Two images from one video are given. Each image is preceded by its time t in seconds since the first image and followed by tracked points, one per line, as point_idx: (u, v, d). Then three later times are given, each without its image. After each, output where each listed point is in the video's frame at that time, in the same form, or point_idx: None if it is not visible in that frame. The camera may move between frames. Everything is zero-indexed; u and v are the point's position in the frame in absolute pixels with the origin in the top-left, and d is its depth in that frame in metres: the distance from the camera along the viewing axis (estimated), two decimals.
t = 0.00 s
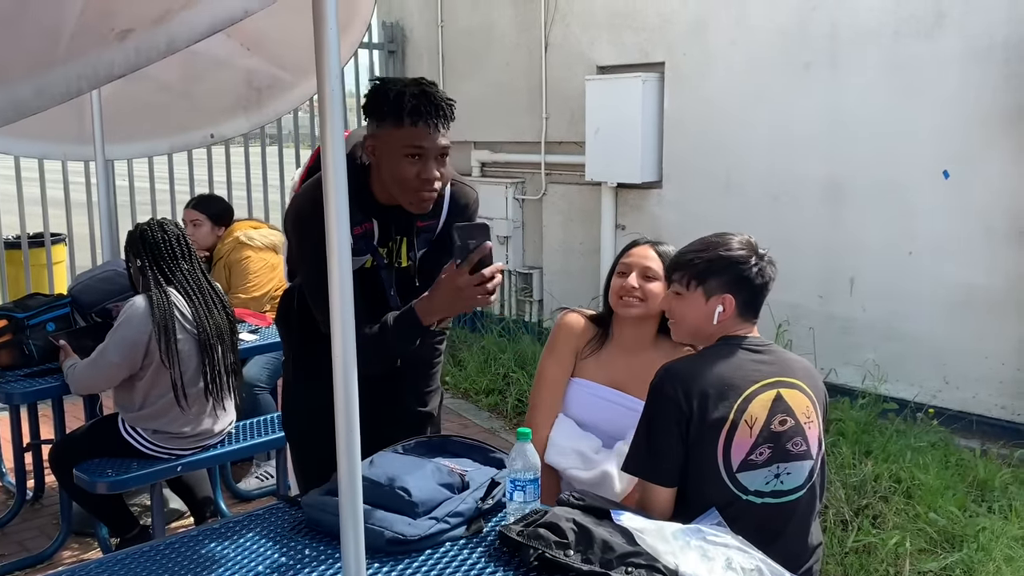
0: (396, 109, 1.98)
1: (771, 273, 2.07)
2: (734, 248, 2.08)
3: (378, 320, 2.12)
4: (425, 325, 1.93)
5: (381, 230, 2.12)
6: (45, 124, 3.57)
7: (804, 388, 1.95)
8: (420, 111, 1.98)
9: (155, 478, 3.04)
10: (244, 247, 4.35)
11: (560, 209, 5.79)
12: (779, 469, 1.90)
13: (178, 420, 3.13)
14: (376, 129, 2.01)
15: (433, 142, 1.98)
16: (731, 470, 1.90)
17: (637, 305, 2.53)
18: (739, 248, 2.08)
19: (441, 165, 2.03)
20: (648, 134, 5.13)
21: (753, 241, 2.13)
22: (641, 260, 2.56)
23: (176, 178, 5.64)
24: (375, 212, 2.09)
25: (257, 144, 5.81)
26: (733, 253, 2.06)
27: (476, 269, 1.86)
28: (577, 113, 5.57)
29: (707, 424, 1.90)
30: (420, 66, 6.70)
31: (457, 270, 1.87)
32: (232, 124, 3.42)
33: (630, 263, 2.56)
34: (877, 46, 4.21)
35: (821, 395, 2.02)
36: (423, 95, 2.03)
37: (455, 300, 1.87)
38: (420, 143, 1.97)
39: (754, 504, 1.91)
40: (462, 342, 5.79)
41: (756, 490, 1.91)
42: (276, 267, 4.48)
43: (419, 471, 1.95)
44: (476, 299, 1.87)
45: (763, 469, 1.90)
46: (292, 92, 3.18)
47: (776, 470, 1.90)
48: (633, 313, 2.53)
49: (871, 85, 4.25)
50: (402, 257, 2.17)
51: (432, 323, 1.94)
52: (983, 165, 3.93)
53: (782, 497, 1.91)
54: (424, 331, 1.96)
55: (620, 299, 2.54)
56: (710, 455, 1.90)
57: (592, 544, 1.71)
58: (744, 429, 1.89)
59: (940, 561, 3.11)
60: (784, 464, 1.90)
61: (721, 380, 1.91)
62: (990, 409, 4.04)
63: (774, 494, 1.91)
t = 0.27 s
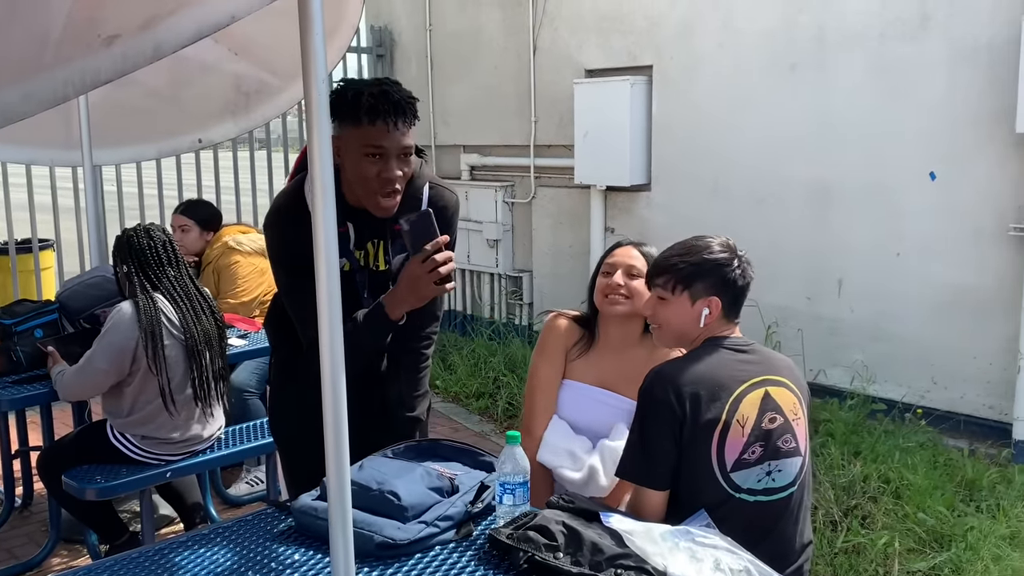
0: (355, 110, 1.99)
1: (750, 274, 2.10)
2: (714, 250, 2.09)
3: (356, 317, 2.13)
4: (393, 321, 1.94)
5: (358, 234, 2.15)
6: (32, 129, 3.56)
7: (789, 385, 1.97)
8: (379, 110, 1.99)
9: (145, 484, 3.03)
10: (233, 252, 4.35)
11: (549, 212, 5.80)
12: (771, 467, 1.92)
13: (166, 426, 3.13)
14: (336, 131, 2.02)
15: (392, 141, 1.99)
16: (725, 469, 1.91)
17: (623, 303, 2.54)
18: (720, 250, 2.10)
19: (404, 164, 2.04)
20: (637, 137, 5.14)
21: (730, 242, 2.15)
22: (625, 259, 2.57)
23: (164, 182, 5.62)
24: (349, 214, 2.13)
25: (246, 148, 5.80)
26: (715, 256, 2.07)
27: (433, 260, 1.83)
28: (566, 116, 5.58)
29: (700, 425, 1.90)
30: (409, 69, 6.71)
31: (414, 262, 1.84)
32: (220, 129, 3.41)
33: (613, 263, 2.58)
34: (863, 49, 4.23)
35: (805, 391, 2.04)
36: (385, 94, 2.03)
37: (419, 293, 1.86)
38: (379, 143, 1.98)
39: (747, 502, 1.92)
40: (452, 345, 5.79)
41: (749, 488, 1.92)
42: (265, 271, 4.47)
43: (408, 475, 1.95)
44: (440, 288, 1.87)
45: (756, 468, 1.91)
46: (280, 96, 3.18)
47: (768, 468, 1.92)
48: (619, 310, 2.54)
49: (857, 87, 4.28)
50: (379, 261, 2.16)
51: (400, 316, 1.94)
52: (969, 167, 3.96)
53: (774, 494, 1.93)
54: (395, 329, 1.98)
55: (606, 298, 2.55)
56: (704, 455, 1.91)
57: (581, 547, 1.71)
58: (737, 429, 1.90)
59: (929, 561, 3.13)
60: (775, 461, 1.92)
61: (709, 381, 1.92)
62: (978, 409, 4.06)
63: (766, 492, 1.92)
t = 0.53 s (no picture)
0: (325, 111, 1.98)
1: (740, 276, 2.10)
2: (702, 250, 2.10)
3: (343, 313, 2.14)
4: (376, 321, 1.96)
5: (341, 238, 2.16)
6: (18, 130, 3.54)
7: (770, 383, 1.99)
8: (350, 111, 1.98)
9: (133, 485, 3.03)
10: (221, 253, 4.34)
11: (539, 212, 5.81)
12: (752, 464, 1.93)
13: (155, 427, 3.12)
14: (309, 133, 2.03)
15: (361, 143, 1.98)
16: (706, 466, 1.92)
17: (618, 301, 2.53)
18: (708, 251, 2.10)
19: (377, 165, 2.04)
20: (626, 137, 5.16)
21: (720, 243, 2.15)
22: (620, 259, 2.57)
23: (152, 183, 5.61)
24: (333, 218, 2.13)
25: (235, 149, 5.78)
26: (703, 256, 2.08)
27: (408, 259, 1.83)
28: (555, 116, 5.59)
29: (679, 422, 1.91)
30: (397, 69, 6.71)
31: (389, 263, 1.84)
32: (209, 129, 3.40)
33: (609, 263, 2.57)
34: (850, 49, 4.26)
35: (789, 391, 2.05)
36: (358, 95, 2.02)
37: (399, 292, 1.86)
38: (351, 145, 1.98)
39: (728, 499, 1.93)
40: (441, 346, 5.78)
41: (730, 485, 1.93)
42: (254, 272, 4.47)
43: (397, 475, 1.95)
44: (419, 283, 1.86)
45: (737, 465, 1.93)
46: (268, 97, 3.17)
47: (748, 465, 1.93)
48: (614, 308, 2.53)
49: (845, 88, 4.30)
50: (365, 263, 2.17)
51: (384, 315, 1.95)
52: (955, 166, 4.00)
53: (756, 492, 1.94)
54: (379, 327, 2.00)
55: (600, 296, 2.54)
56: (684, 453, 1.92)
57: (570, 545, 1.72)
58: (717, 426, 1.91)
59: (916, 558, 3.16)
60: (756, 458, 1.93)
61: (692, 378, 1.93)
62: (964, 407, 4.10)
63: (748, 489, 1.94)
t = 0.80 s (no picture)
0: (322, 106, 1.98)
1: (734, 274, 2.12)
2: (698, 247, 2.11)
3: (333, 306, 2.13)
4: (365, 312, 1.94)
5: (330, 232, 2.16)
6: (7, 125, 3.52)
7: (762, 380, 2.00)
8: (347, 106, 1.98)
9: (124, 481, 3.02)
10: (213, 248, 4.32)
11: (530, 209, 5.81)
12: (742, 460, 1.94)
13: (146, 423, 3.11)
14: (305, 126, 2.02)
15: (359, 138, 1.98)
16: (696, 462, 1.93)
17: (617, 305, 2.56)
18: (704, 248, 2.11)
19: (373, 160, 2.03)
20: (617, 134, 5.16)
21: (716, 241, 2.16)
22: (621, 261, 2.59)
23: (143, 179, 5.59)
24: (324, 212, 2.13)
25: (226, 145, 5.76)
26: (698, 252, 2.09)
27: (394, 249, 1.80)
28: (547, 113, 5.59)
29: (670, 416, 1.92)
30: (389, 65, 6.70)
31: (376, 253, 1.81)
32: (199, 125, 3.39)
33: (609, 264, 2.59)
34: (841, 47, 4.27)
35: (780, 388, 2.07)
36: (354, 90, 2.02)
37: (387, 281, 1.85)
38: (348, 140, 1.97)
39: (718, 495, 1.94)
40: (433, 342, 5.78)
41: (720, 481, 1.94)
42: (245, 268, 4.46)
43: (389, 471, 1.96)
44: (406, 272, 1.84)
45: (727, 461, 1.94)
46: (259, 92, 3.16)
47: (739, 461, 1.94)
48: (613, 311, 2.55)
49: (836, 85, 4.31)
50: (354, 258, 2.20)
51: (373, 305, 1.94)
52: (945, 164, 4.02)
53: (746, 488, 1.95)
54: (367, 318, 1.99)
55: (600, 299, 2.56)
56: (674, 447, 1.93)
57: (561, 540, 1.73)
58: (707, 422, 1.92)
59: (906, 554, 3.18)
60: (746, 455, 1.94)
61: (683, 373, 1.94)
62: (954, 404, 4.12)
63: (738, 485, 1.94)
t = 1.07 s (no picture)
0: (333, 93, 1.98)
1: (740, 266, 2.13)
2: (704, 240, 2.11)
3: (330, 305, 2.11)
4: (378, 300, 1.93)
5: (335, 222, 2.15)
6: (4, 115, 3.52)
7: (764, 374, 2.00)
8: (358, 93, 1.99)
9: (121, 473, 3.02)
10: (210, 241, 4.29)
11: (528, 202, 5.81)
12: (742, 454, 1.94)
13: (143, 416, 3.10)
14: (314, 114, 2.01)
15: (370, 125, 1.98)
16: (695, 455, 1.93)
17: (624, 303, 2.53)
18: (710, 242, 2.11)
19: (383, 148, 2.03)
20: (615, 128, 5.16)
21: (723, 235, 2.16)
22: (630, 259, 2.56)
23: (140, 171, 5.58)
24: (327, 202, 2.12)
25: (223, 137, 5.75)
26: (704, 246, 2.09)
27: (409, 232, 1.85)
28: (544, 106, 5.59)
29: (670, 408, 1.93)
30: (386, 57, 6.69)
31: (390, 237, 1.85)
32: (197, 117, 3.38)
33: (619, 261, 2.57)
34: (840, 42, 4.27)
35: (781, 382, 2.07)
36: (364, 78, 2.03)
37: (400, 266, 1.86)
38: (358, 127, 1.97)
39: (716, 488, 1.94)
40: (430, 335, 5.78)
41: (719, 475, 1.94)
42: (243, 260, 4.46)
43: (389, 462, 1.96)
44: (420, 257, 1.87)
45: (726, 455, 1.94)
46: (258, 84, 3.15)
47: (738, 455, 1.94)
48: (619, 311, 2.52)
49: (834, 80, 4.32)
50: (357, 249, 2.19)
51: (385, 293, 1.93)
52: (942, 159, 4.02)
53: (744, 482, 1.95)
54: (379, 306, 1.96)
55: (608, 297, 2.54)
56: (673, 440, 1.93)
57: (560, 532, 1.73)
58: (707, 416, 1.92)
59: (901, 547, 3.19)
60: (746, 449, 1.94)
61: (684, 367, 1.94)
62: (949, 398, 4.13)
63: (737, 479, 1.95)
